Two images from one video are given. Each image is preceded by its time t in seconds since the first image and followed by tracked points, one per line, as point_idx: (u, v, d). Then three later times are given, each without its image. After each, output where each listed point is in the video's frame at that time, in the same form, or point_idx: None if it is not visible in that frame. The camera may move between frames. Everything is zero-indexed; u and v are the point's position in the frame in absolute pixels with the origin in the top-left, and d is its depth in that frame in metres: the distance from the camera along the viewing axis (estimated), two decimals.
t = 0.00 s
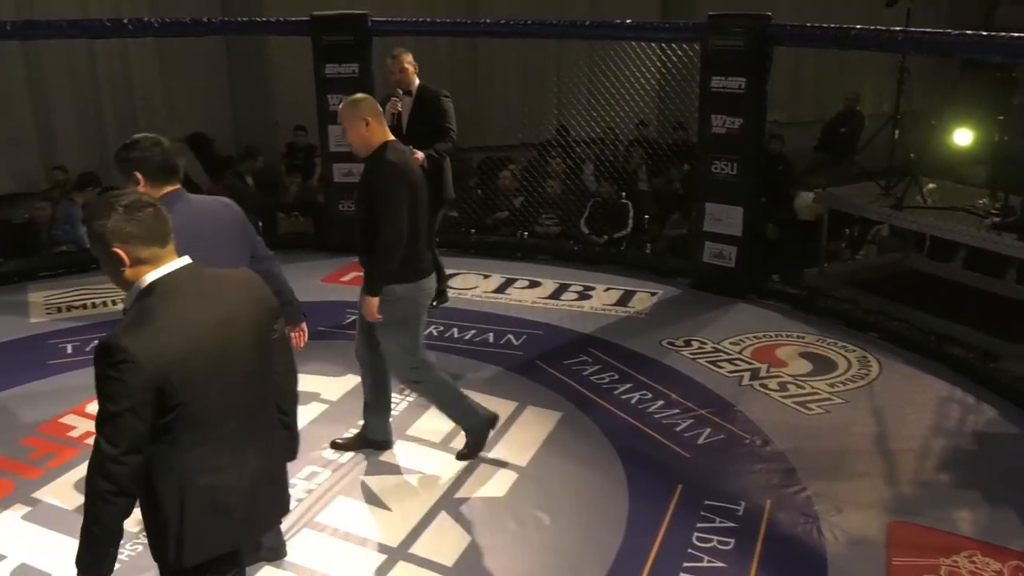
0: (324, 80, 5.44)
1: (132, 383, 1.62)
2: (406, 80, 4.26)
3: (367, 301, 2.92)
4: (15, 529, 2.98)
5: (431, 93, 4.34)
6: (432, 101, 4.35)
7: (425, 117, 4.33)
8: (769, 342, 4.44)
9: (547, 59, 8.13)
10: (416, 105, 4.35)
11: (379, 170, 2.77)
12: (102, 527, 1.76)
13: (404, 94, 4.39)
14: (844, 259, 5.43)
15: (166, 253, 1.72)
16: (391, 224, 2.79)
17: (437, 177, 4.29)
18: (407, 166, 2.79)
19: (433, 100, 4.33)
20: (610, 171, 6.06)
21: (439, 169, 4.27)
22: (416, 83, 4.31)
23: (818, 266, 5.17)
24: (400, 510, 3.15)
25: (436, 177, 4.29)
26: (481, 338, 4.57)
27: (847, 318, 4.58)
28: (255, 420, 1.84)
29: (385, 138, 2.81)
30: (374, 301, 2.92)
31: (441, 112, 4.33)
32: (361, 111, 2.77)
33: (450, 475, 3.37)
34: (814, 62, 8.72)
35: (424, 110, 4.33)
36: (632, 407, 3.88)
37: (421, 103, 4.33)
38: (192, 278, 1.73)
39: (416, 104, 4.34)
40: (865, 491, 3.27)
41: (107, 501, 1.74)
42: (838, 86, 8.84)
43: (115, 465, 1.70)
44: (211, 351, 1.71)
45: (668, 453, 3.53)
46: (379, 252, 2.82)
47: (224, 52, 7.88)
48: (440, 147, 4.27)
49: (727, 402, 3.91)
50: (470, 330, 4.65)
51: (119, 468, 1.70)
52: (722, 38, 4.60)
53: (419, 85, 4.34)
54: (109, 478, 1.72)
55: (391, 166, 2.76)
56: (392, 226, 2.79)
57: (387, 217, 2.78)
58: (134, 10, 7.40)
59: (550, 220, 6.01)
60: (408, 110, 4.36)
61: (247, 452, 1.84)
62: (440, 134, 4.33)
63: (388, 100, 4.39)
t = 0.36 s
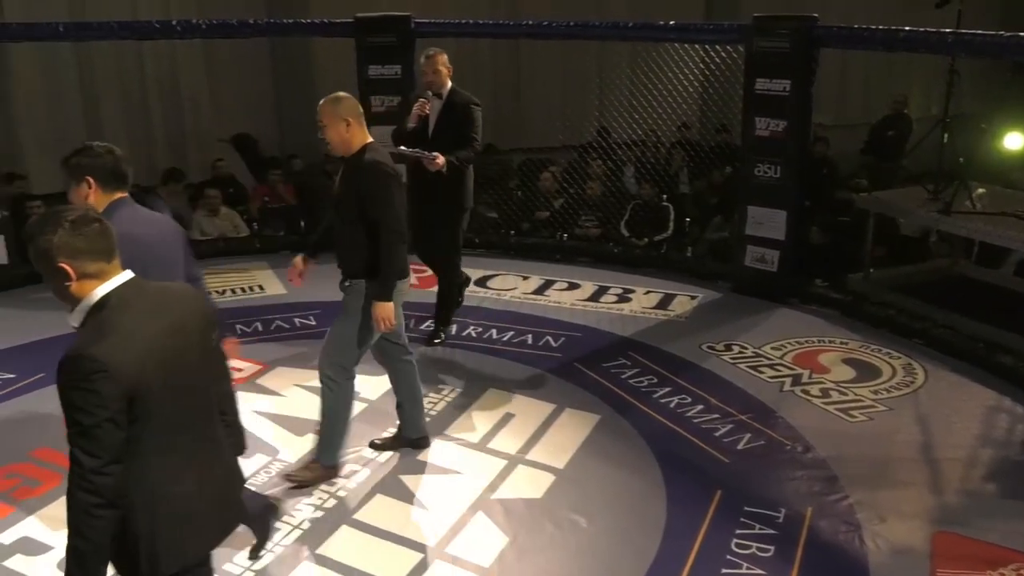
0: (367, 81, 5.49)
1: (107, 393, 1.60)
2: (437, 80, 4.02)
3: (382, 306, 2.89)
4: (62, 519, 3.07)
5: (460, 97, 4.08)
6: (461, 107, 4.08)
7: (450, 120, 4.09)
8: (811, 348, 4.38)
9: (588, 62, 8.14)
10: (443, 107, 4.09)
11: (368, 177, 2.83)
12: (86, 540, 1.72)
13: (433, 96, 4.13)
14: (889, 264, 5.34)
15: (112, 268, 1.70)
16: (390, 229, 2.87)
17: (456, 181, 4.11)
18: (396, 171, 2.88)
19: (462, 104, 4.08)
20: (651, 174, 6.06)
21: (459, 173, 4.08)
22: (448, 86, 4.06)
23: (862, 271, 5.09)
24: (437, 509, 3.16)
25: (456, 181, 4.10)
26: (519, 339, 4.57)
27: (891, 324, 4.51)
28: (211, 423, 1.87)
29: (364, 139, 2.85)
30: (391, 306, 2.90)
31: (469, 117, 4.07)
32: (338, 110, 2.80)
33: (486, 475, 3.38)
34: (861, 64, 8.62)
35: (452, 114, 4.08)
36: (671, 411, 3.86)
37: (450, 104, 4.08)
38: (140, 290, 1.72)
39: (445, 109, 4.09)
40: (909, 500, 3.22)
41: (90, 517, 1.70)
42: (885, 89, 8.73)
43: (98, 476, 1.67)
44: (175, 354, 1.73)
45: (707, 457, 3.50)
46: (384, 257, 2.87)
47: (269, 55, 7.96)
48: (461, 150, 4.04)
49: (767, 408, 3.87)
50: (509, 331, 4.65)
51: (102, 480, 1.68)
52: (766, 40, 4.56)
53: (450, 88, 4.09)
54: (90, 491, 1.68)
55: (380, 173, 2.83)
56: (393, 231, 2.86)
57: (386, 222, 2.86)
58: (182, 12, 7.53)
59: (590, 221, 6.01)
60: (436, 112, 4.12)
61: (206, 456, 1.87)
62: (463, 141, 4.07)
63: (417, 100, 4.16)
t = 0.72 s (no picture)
0: (407, 82, 5.52)
1: (54, 368, 1.61)
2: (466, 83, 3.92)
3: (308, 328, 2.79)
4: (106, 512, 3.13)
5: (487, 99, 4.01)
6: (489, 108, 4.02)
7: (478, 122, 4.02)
8: (852, 353, 4.32)
9: (628, 62, 8.12)
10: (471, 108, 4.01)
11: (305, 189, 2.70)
12: (39, 524, 1.69)
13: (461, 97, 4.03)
14: (933, 269, 5.25)
15: (35, 253, 1.66)
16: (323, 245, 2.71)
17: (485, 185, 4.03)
18: (344, 184, 2.72)
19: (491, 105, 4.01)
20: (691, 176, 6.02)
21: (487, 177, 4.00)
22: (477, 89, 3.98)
23: (906, 276, 5.01)
24: (471, 510, 3.16)
25: (485, 182, 4.01)
26: (555, 341, 4.57)
27: (935, 330, 4.43)
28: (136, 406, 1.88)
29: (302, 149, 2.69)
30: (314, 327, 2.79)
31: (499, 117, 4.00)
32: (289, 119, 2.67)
33: (521, 476, 3.37)
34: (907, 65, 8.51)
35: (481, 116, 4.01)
36: (709, 414, 3.82)
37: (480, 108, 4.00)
38: (65, 273, 1.69)
39: (474, 112, 4.01)
40: (952, 509, 3.16)
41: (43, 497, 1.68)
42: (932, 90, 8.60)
43: (47, 454, 1.67)
44: (115, 341, 1.74)
45: (745, 462, 3.47)
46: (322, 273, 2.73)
47: (310, 56, 8.04)
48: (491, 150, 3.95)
49: (807, 413, 3.82)
50: (545, 332, 4.65)
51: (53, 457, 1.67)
52: (809, 40, 4.51)
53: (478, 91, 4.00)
54: (40, 471, 1.67)
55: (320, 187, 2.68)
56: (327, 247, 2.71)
57: (321, 236, 2.71)
58: (227, 12, 7.63)
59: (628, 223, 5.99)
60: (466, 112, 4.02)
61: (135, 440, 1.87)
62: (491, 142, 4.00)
63: (446, 102, 4.04)
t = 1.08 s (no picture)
0: (445, 82, 5.54)
1: None
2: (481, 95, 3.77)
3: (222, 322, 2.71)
4: (147, 504, 3.18)
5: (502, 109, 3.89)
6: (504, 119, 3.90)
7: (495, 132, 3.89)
8: (892, 359, 4.26)
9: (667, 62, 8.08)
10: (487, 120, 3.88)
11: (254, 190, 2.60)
12: None
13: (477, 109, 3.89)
14: (977, 275, 5.15)
15: None
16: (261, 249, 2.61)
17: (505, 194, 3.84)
18: (294, 188, 2.63)
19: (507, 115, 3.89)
20: (729, 178, 5.99)
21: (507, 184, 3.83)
22: (491, 99, 3.83)
23: (948, 280, 4.92)
24: (505, 510, 3.16)
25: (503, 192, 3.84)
26: (591, 342, 4.55)
27: (979, 336, 4.35)
28: None
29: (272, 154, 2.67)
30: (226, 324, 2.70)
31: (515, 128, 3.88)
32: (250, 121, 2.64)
33: (555, 478, 3.37)
34: (952, 64, 8.38)
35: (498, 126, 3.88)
36: (745, 419, 3.79)
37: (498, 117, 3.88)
38: None
39: (491, 123, 3.88)
40: (995, 519, 3.10)
41: None
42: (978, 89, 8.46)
43: None
44: None
45: (782, 468, 3.43)
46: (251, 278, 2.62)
47: (349, 55, 8.11)
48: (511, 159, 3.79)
49: (845, 419, 3.77)
50: (580, 334, 4.64)
51: None
52: (851, 41, 4.47)
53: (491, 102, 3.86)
54: None
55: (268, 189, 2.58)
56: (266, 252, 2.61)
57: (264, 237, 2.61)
58: (267, 13, 7.73)
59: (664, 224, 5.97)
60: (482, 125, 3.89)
61: None
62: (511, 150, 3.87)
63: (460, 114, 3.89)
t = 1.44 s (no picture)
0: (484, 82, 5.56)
1: None
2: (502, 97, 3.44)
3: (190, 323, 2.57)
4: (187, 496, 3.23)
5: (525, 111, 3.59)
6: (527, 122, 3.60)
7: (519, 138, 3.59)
8: (935, 364, 4.19)
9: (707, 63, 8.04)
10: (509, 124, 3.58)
11: (191, 194, 2.55)
12: None
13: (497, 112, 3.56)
14: None
15: None
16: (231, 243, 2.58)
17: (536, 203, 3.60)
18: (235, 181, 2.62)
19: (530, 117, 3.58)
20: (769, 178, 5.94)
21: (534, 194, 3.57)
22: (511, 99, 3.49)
23: (994, 285, 4.83)
24: (541, 509, 3.16)
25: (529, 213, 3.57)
26: (627, 343, 4.54)
27: None
28: None
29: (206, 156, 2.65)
30: (200, 325, 2.57)
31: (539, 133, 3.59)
32: (182, 121, 2.56)
33: (591, 477, 3.36)
34: (1000, 65, 8.23)
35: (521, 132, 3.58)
36: (784, 422, 3.75)
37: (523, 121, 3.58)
38: None
39: (515, 127, 3.58)
40: None
41: None
42: None
43: None
44: None
45: (821, 472, 3.39)
46: (229, 277, 2.59)
47: (389, 55, 8.17)
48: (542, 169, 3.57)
49: (886, 424, 3.72)
50: (616, 334, 4.62)
51: None
52: (897, 41, 4.41)
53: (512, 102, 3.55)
54: None
55: (217, 184, 2.55)
56: (235, 244, 2.58)
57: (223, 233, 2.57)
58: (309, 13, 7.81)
59: (702, 225, 5.91)
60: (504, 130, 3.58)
61: None
62: (539, 159, 3.60)
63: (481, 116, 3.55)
